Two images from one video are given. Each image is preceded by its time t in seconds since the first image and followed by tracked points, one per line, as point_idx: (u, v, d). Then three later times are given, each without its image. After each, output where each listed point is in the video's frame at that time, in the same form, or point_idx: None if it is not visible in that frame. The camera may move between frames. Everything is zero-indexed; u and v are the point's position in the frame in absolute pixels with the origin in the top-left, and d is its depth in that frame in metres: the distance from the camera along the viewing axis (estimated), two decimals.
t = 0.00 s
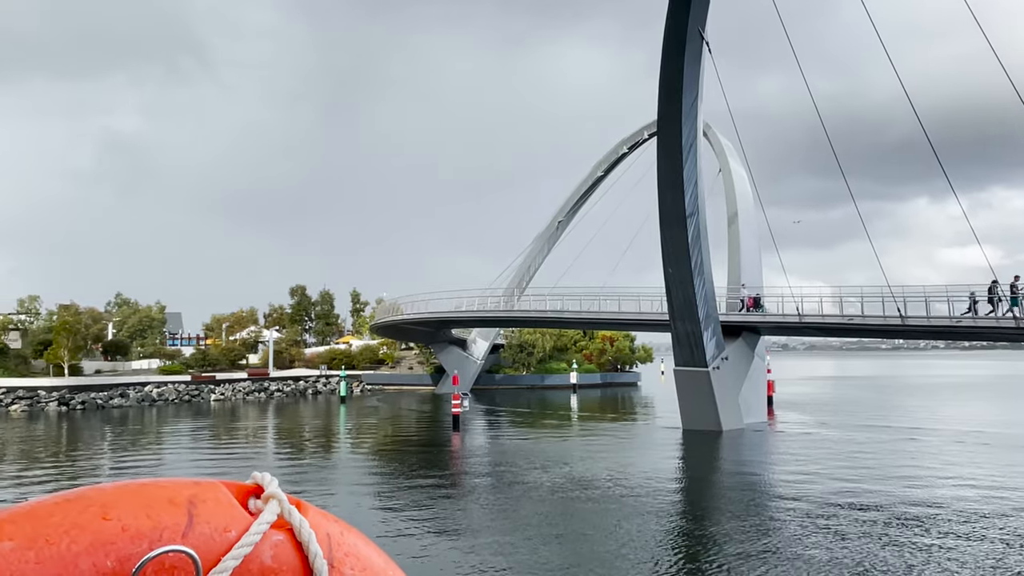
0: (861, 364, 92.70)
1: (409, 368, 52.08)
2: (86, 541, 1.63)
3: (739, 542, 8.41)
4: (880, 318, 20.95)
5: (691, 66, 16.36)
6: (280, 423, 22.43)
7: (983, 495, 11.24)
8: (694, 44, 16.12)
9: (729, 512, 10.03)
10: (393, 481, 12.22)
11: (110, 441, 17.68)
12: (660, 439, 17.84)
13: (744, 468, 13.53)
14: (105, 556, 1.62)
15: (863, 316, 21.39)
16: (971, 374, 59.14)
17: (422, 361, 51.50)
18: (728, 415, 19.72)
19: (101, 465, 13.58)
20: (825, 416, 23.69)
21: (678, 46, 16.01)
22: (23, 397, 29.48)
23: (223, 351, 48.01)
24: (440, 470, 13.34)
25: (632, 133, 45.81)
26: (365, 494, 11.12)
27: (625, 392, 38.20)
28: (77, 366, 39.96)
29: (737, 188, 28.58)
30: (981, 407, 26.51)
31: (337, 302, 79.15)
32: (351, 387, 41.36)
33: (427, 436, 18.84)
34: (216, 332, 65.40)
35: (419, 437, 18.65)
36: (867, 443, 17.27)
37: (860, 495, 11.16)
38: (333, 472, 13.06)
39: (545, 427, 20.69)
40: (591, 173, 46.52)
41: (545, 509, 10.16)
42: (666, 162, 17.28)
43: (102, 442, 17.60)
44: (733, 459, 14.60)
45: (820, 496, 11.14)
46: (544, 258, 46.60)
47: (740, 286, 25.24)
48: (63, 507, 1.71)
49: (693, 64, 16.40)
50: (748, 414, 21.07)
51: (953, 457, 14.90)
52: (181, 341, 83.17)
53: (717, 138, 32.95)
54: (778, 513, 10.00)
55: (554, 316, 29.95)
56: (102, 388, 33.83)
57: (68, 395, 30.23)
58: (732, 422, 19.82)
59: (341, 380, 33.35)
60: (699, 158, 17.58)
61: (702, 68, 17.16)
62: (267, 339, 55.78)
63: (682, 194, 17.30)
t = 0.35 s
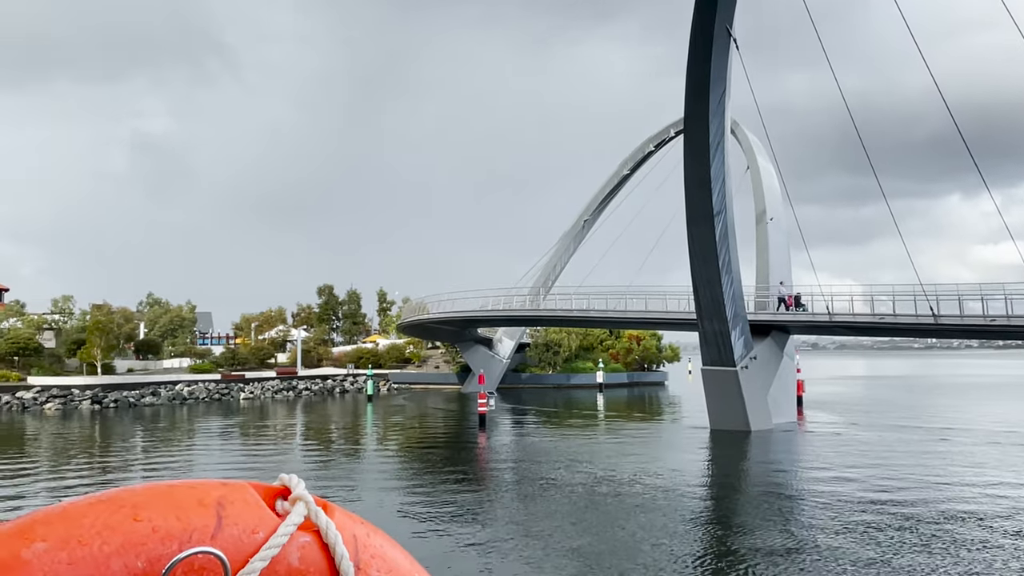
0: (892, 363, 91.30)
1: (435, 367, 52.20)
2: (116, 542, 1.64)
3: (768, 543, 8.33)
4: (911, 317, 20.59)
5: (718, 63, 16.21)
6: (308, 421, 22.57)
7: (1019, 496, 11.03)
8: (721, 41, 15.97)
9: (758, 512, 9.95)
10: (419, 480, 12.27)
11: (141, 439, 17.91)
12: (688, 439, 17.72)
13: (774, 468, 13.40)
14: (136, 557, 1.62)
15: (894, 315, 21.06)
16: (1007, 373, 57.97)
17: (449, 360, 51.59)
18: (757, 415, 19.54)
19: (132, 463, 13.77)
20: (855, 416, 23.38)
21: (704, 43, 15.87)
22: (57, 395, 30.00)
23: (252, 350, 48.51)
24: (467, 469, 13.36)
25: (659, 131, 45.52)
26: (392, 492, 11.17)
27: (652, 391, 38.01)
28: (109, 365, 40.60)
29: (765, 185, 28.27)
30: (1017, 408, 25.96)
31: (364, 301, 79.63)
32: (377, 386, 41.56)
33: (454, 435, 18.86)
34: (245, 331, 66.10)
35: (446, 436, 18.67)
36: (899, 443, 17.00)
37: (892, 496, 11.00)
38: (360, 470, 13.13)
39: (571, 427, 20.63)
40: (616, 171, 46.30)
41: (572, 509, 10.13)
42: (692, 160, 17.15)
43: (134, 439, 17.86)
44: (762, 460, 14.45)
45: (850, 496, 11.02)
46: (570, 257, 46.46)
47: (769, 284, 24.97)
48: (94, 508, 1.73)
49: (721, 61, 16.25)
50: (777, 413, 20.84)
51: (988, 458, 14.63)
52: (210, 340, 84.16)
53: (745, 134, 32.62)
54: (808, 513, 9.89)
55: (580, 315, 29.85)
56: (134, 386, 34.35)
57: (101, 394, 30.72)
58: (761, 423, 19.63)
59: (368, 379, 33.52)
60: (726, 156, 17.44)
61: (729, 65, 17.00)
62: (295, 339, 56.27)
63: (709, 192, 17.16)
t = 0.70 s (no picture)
0: (928, 363, 89.69)
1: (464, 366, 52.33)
2: (125, 539, 1.65)
3: (800, 544, 8.24)
4: (948, 316, 20.20)
5: (749, 59, 16.03)
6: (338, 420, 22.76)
7: None
8: (753, 36, 15.79)
9: (791, 513, 9.83)
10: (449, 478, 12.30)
11: (175, 436, 18.19)
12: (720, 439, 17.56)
13: (807, 469, 13.24)
14: (146, 554, 1.64)
15: (931, 313, 20.67)
16: None
17: (478, 360, 51.66)
18: (789, 415, 19.30)
19: (166, 459, 13.99)
20: (891, 416, 23.02)
21: (735, 39, 15.70)
22: (93, 393, 30.57)
23: (284, 348, 49.03)
24: (497, 468, 13.36)
25: (689, 128, 45.17)
26: (422, 490, 11.21)
27: (683, 390, 37.72)
28: (145, 363, 41.30)
29: (797, 182, 27.91)
30: None
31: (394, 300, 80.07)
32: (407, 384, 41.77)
33: (483, 434, 18.89)
34: (278, 330, 66.82)
35: (475, 434, 18.70)
36: (935, 444, 16.69)
37: (928, 498, 10.81)
38: (390, 468, 13.20)
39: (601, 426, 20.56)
40: (646, 169, 46.01)
41: (602, 508, 10.10)
42: (723, 157, 16.99)
43: (169, 436, 18.14)
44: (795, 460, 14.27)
45: (884, 498, 10.86)
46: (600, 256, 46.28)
47: (802, 283, 24.65)
48: (106, 505, 1.75)
49: (752, 56, 16.07)
50: (811, 414, 20.56)
51: None
52: (242, 340, 85.16)
53: (777, 131, 32.24)
54: (841, 515, 9.76)
55: (610, 314, 29.72)
56: (168, 384, 34.93)
57: (136, 392, 31.27)
58: (794, 423, 19.39)
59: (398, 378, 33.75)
60: (757, 153, 17.25)
61: (761, 61, 16.81)
62: (326, 337, 56.77)
63: (741, 189, 16.98)
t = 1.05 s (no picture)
0: (971, 364, 87.71)
1: (497, 365, 52.41)
2: (144, 538, 1.79)
3: (834, 545, 8.19)
4: (990, 315, 19.80)
5: (784, 55, 15.84)
6: (371, 418, 23.01)
7: None
8: (788, 33, 15.61)
9: (825, 514, 9.75)
10: (481, 477, 12.37)
11: (213, 434, 18.48)
12: (754, 440, 17.44)
13: (844, 471, 13.07)
14: (164, 553, 1.79)
15: (971, 313, 20.27)
16: None
17: (510, 359, 51.70)
18: (826, 416, 19.09)
19: (204, 457, 14.28)
20: (930, 417, 22.63)
21: (769, 35, 15.53)
22: (133, 391, 31.19)
23: (318, 348, 49.57)
24: (529, 467, 13.40)
25: (723, 126, 44.74)
26: (455, 488, 11.28)
27: (717, 391, 37.40)
28: (183, 361, 42.00)
29: (834, 180, 27.53)
30: None
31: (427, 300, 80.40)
32: (440, 384, 41.98)
33: (515, 433, 18.95)
34: (312, 329, 67.49)
35: (507, 434, 18.79)
36: (976, 446, 16.38)
37: (968, 500, 10.64)
38: (423, 467, 13.31)
39: (634, 426, 20.48)
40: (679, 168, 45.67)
41: (635, 507, 10.11)
42: (757, 155, 16.82)
43: (206, 434, 18.51)
44: (832, 461, 14.08)
45: (922, 499, 10.71)
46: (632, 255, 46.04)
47: (838, 282, 24.35)
48: (124, 505, 1.88)
49: (787, 53, 15.87)
50: (848, 414, 20.28)
51: None
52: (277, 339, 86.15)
53: (813, 128, 31.81)
54: (877, 516, 9.65)
55: (642, 313, 29.59)
56: (206, 383, 35.49)
57: (175, 390, 31.84)
58: (830, 424, 19.16)
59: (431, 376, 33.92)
60: (793, 150, 17.04)
61: (795, 58, 16.61)
62: (359, 337, 57.24)
63: (775, 187, 16.77)
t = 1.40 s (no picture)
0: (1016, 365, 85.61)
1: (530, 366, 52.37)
2: (165, 539, 1.87)
3: (872, 549, 8.03)
4: None
5: (821, 51, 15.60)
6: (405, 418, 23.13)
7: None
8: (824, 28, 15.38)
9: (864, 518, 9.57)
10: (515, 477, 12.35)
11: (248, 433, 18.73)
12: (790, 441, 17.21)
13: (884, 474, 12.80)
14: (183, 555, 1.85)
15: (1016, 313, 19.77)
16: None
17: (543, 359, 51.64)
18: (865, 418, 18.76)
19: (241, 455, 14.48)
20: (972, 420, 22.13)
21: (806, 31, 15.32)
22: (172, 391, 31.71)
23: (352, 348, 49.98)
24: (563, 468, 13.35)
25: (758, 124, 44.22)
26: (487, 489, 11.28)
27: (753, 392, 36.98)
28: (220, 361, 42.63)
29: (873, 178, 27.06)
30: None
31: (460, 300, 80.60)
32: (473, 384, 42.06)
33: (548, 433, 18.93)
34: (346, 330, 68.04)
35: (540, 434, 18.78)
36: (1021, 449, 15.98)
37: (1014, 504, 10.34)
38: (456, 466, 13.34)
39: (668, 427, 20.30)
40: (714, 167, 45.23)
41: (669, 510, 10.02)
42: (793, 153, 16.60)
43: (243, 433, 18.78)
44: (872, 464, 13.81)
45: (965, 503, 10.45)
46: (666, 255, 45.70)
47: (877, 282, 23.92)
48: (148, 505, 1.97)
49: (824, 49, 15.63)
50: (888, 416, 19.92)
51: None
52: (313, 339, 87.13)
53: (851, 125, 31.30)
54: (918, 520, 9.44)
55: (676, 314, 29.36)
56: (243, 383, 35.98)
57: (212, 390, 32.29)
58: (869, 426, 18.83)
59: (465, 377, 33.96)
60: (830, 148, 16.78)
61: (832, 54, 16.36)
62: (393, 337, 57.56)
63: (812, 185, 16.53)
